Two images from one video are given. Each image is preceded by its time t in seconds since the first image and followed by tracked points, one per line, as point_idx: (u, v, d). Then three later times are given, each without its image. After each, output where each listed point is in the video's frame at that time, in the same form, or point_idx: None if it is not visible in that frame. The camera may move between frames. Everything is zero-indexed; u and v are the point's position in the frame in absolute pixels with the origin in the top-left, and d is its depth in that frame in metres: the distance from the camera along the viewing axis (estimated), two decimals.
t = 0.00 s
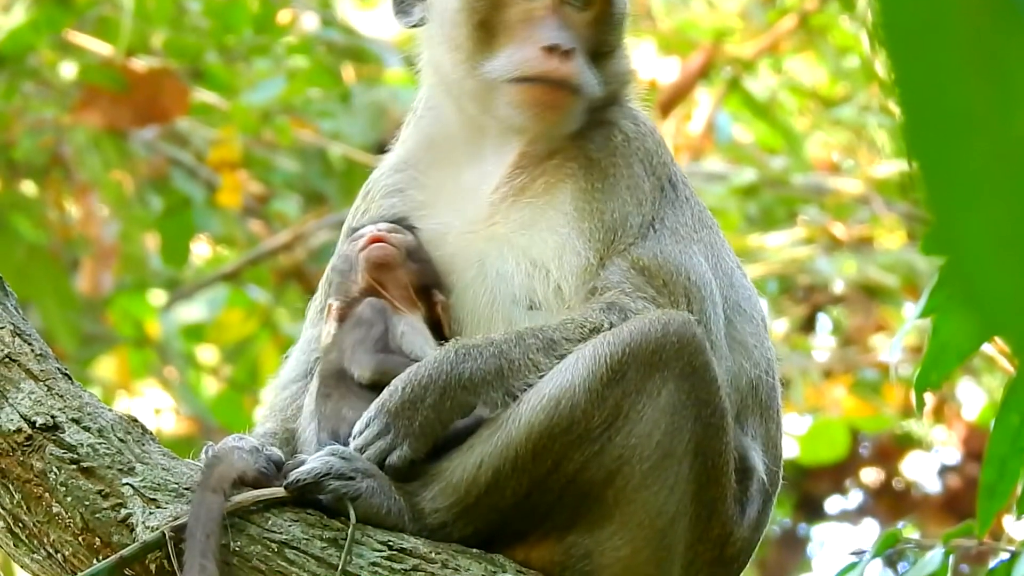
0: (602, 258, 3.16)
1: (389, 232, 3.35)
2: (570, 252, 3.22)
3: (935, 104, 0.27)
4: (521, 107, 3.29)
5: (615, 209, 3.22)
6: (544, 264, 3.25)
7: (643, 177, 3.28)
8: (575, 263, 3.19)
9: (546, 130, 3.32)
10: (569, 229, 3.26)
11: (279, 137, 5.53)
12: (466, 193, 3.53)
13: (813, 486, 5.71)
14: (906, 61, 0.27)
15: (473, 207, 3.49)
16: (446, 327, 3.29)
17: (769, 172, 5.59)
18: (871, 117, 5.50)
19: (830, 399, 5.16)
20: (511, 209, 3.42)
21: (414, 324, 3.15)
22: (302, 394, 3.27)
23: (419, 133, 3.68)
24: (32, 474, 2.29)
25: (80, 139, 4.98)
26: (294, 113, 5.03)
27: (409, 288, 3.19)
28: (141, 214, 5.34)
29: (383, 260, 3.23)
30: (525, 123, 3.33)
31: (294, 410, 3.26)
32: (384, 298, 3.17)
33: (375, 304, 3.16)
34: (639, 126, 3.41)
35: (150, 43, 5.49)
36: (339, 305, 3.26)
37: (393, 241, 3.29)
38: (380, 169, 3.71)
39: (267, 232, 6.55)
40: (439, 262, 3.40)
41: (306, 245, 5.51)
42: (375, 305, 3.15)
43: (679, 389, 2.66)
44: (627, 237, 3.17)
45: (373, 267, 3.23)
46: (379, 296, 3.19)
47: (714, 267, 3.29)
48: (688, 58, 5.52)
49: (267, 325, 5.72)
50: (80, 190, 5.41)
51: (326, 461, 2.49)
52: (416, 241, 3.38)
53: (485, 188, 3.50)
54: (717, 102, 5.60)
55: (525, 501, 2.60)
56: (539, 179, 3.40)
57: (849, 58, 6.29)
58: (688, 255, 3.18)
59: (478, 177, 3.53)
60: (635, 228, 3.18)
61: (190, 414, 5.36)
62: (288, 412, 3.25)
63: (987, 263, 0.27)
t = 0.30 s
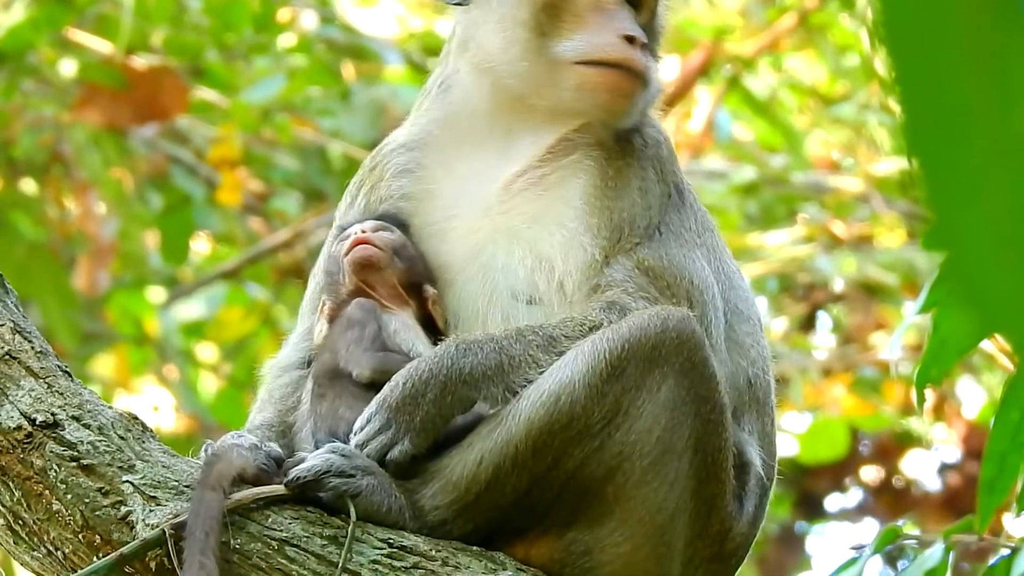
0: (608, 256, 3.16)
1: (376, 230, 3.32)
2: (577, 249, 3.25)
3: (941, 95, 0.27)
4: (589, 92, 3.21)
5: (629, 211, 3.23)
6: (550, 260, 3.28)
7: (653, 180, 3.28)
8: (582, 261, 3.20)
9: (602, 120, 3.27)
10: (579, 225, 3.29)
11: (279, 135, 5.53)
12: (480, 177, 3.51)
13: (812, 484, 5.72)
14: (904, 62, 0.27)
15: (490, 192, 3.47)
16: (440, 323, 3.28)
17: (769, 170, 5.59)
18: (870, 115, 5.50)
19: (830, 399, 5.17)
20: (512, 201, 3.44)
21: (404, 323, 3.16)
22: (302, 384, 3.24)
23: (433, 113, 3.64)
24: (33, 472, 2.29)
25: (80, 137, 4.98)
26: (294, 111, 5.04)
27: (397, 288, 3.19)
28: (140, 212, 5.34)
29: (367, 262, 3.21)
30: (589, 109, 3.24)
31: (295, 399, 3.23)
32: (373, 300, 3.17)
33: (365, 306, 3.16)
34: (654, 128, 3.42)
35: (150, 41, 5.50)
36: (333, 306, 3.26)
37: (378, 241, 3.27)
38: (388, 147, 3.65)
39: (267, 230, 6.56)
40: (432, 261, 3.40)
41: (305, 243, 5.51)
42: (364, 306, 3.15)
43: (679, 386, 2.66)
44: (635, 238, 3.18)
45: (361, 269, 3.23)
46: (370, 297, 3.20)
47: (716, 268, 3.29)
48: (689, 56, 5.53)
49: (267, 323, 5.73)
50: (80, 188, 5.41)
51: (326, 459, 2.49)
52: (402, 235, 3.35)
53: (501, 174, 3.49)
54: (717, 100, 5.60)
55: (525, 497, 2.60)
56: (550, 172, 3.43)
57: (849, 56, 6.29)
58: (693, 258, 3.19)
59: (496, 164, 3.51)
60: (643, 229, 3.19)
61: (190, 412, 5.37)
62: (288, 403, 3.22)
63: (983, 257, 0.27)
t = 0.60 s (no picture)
0: (617, 257, 3.17)
1: (367, 231, 3.28)
2: (586, 247, 3.24)
3: (949, 97, 0.27)
4: (628, 98, 3.24)
5: (642, 215, 3.25)
6: (552, 257, 3.28)
7: (666, 190, 3.30)
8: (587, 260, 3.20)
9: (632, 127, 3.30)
10: (590, 222, 3.29)
11: (279, 133, 5.54)
12: (492, 169, 3.51)
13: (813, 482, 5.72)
14: (910, 62, 0.27)
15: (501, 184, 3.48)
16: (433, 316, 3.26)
17: (769, 167, 5.59)
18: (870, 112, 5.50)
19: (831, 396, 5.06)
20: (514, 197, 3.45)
21: (397, 320, 3.13)
22: (303, 381, 3.22)
23: (449, 99, 3.64)
24: (33, 470, 2.29)
25: (79, 135, 4.98)
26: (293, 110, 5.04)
27: (389, 285, 3.18)
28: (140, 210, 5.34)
29: (357, 263, 3.18)
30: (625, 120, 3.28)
31: (295, 396, 3.21)
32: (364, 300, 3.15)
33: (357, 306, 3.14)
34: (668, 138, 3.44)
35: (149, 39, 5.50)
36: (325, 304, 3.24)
37: (366, 243, 3.22)
38: (401, 128, 3.64)
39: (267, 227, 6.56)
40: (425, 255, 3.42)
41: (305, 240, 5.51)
42: (356, 307, 3.12)
43: (678, 381, 2.66)
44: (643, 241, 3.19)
45: (352, 269, 3.20)
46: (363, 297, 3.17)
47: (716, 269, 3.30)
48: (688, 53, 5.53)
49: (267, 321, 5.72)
50: (80, 186, 5.41)
51: (326, 457, 2.49)
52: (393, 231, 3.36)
53: (513, 169, 3.50)
54: (717, 98, 5.60)
55: (525, 494, 2.60)
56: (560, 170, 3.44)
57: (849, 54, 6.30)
58: (699, 265, 3.21)
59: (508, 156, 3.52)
60: (651, 232, 3.21)
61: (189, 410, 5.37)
62: (288, 397, 3.20)
63: (984, 253, 0.27)
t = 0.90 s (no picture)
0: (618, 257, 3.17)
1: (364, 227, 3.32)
2: (589, 248, 3.25)
3: (950, 100, 0.27)
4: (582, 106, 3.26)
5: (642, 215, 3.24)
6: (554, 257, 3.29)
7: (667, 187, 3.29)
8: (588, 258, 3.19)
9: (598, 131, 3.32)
10: (592, 223, 3.28)
11: (280, 133, 5.53)
12: (490, 171, 3.50)
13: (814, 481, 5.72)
14: (910, 62, 0.27)
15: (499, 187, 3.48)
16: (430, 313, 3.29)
17: (770, 166, 5.60)
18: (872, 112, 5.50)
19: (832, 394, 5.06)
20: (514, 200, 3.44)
21: (396, 314, 3.16)
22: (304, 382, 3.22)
23: (447, 101, 3.64)
24: (34, 469, 2.29)
25: (80, 134, 4.98)
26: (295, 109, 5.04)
27: (386, 279, 3.22)
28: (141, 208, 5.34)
29: (353, 256, 3.24)
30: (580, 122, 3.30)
31: (297, 397, 3.20)
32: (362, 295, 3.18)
33: (356, 300, 3.17)
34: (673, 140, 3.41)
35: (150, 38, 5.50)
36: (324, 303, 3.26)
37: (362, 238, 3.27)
38: (400, 129, 3.66)
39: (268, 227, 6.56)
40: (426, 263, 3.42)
41: (306, 240, 5.51)
42: (355, 301, 3.16)
43: (679, 379, 2.66)
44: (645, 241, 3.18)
45: (349, 264, 3.25)
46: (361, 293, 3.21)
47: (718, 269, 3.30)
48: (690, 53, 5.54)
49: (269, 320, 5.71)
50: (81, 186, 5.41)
51: (327, 455, 2.49)
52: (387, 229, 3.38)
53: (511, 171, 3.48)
54: (718, 97, 5.61)
55: (526, 493, 2.60)
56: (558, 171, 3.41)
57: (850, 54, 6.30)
58: (700, 265, 3.20)
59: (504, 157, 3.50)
60: (655, 234, 3.20)
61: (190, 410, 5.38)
62: (292, 395, 3.19)
63: (984, 252, 0.27)
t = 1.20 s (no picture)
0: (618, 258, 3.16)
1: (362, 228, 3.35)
2: (584, 251, 3.23)
3: (952, 100, 0.27)
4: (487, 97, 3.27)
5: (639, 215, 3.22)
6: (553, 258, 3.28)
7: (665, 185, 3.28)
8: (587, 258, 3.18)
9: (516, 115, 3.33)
10: (587, 226, 3.26)
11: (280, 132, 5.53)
12: (482, 179, 3.51)
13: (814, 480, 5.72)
14: (910, 62, 0.27)
15: (490, 194, 3.49)
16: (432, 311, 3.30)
17: (770, 165, 5.59)
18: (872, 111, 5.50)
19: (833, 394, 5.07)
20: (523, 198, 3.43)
21: (397, 309, 3.15)
22: (305, 385, 3.25)
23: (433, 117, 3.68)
24: (35, 468, 2.29)
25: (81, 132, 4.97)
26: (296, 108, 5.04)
27: (386, 275, 3.23)
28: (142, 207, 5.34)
29: (351, 250, 3.26)
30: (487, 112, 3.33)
31: (298, 401, 3.24)
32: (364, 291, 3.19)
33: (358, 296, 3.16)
34: (654, 129, 3.39)
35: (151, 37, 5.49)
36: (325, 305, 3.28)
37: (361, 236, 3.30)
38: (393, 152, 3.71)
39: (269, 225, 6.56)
40: (431, 269, 3.43)
41: (307, 239, 5.50)
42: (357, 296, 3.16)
43: (680, 380, 2.66)
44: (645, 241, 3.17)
45: (350, 260, 3.27)
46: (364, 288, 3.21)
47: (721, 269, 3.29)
48: (690, 51, 5.55)
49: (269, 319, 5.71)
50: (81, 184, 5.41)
51: (328, 454, 2.49)
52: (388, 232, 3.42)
53: (497, 175, 3.50)
54: (718, 96, 5.66)
55: (527, 493, 2.60)
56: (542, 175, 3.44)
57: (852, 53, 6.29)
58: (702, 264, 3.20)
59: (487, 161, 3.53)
60: (650, 233, 3.16)
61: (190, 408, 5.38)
62: (292, 403, 3.23)
63: (985, 254, 0.27)
